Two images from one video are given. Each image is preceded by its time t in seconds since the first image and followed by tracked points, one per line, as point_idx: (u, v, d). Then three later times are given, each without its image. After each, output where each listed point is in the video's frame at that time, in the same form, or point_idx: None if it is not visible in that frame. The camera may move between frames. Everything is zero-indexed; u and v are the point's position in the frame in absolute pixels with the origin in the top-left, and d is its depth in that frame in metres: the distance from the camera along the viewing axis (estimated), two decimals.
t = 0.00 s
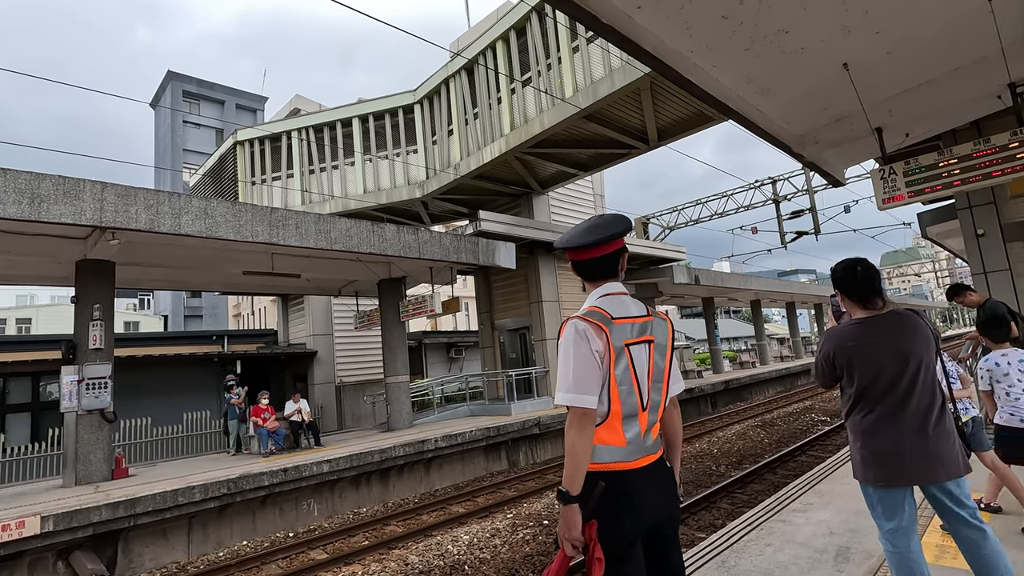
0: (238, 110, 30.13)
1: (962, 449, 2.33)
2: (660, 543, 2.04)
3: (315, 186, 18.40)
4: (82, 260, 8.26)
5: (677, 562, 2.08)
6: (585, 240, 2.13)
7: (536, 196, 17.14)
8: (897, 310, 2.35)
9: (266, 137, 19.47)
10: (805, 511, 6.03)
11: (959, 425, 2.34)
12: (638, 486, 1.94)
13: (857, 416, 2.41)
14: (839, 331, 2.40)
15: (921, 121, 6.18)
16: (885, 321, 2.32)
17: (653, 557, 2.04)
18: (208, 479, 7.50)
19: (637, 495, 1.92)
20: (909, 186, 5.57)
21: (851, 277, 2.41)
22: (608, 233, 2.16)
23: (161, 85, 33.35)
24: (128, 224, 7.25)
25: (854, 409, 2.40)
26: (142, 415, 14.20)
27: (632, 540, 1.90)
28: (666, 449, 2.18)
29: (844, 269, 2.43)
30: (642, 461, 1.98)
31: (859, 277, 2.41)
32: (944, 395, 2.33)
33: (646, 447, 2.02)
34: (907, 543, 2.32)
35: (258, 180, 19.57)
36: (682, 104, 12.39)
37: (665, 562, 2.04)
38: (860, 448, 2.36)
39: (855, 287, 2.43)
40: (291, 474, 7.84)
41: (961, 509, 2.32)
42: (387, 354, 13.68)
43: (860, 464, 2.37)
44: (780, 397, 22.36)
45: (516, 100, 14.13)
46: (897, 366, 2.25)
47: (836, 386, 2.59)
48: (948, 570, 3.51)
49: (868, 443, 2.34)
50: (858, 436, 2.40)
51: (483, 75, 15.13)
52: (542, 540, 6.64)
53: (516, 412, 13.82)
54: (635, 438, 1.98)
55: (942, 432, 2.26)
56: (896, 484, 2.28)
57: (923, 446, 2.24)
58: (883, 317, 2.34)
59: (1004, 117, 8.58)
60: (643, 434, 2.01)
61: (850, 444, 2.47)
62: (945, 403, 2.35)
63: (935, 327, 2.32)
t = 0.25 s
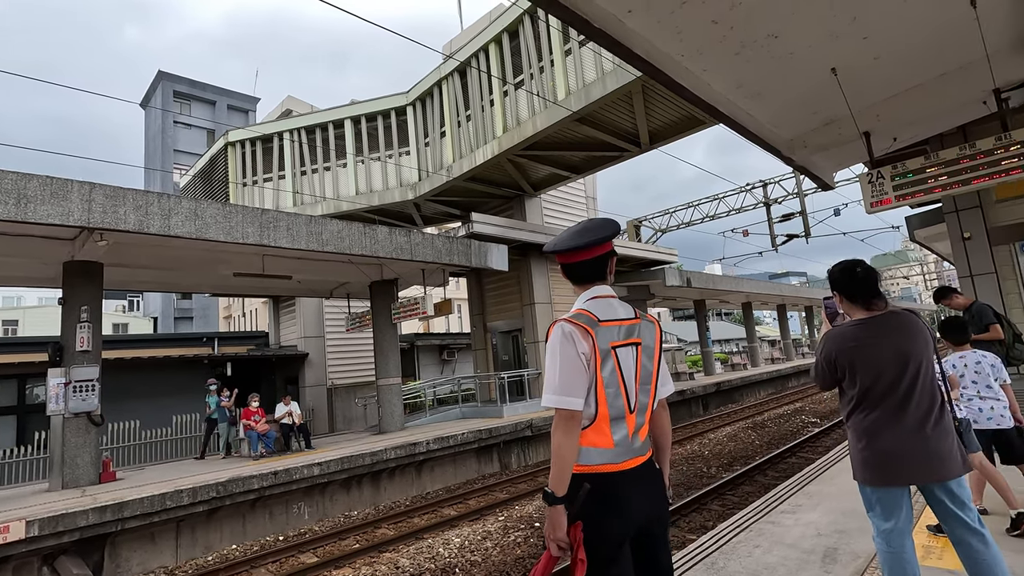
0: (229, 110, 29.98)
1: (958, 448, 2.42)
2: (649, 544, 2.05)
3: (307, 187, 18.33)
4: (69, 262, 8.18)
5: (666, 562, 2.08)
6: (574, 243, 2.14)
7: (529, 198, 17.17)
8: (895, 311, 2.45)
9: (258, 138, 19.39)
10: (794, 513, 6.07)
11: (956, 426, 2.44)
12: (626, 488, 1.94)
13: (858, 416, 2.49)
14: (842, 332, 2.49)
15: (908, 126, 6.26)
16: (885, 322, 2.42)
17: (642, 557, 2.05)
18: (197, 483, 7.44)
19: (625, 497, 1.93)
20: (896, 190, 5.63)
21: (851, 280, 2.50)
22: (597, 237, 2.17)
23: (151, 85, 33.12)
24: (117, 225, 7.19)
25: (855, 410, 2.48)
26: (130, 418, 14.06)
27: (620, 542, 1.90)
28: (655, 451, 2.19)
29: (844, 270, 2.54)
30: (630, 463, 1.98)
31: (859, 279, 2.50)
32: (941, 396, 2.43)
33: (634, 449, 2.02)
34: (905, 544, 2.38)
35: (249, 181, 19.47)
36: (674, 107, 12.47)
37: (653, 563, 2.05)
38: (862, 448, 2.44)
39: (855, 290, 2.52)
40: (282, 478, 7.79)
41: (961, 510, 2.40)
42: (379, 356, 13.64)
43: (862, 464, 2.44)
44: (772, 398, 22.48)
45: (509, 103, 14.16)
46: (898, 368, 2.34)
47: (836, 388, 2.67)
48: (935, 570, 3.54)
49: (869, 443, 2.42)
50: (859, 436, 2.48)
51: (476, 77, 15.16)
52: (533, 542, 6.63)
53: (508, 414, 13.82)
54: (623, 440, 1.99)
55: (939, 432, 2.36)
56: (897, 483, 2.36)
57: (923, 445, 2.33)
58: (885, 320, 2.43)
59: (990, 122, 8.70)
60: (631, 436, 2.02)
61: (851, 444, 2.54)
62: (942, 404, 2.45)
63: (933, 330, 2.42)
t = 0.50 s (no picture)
0: (222, 110, 29.85)
1: (953, 447, 2.52)
2: (636, 544, 2.06)
3: (300, 187, 18.28)
4: (59, 262, 8.12)
5: (653, 563, 2.10)
6: (562, 246, 2.16)
7: (522, 199, 17.20)
8: (888, 313, 2.57)
9: (250, 137, 19.31)
10: (783, 513, 6.11)
11: (950, 425, 2.54)
12: (612, 489, 1.96)
13: (856, 418, 2.58)
14: (838, 336, 2.59)
15: (897, 129, 6.33)
16: (880, 325, 2.53)
17: (629, 558, 2.06)
18: (187, 484, 7.41)
19: (611, 498, 1.95)
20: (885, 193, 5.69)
21: (844, 283, 2.64)
22: (585, 239, 2.19)
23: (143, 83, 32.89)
24: (107, 225, 7.16)
25: (854, 412, 2.56)
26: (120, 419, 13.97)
27: (606, 542, 1.92)
28: (643, 452, 2.21)
29: (837, 274, 2.66)
30: (616, 464, 2.00)
31: (854, 281, 2.63)
32: (935, 397, 2.53)
33: (620, 450, 2.04)
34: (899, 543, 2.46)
35: (242, 181, 19.40)
36: (667, 109, 12.54)
37: (641, 563, 2.07)
38: (861, 449, 2.51)
39: (850, 293, 2.64)
40: (273, 479, 7.77)
41: (956, 508, 2.48)
42: (371, 357, 13.62)
43: (861, 464, 2.52)
44: (763, 399, 22.60)
45: (503, 104, 14.18)
46: (894, 368, 2.45)
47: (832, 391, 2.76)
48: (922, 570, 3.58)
49: (868, 443, 2.50)
50: (857, 437, 2.56)
51: (470, 78, 15.18)
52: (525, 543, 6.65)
53: (501, 415, 13.83)
54: (609, 441, 2.01)
55: (935, 431, 2.45)
56: (896, 482, 2.44)
57: (921, 444, 2.42)
58: (880, 323, 2.53)
59: (977, 125, 8.80)
60: (617, 437, 2.04)
61: (850, 446, 2.62)
62: (935, 404, 2.55)
63: (925, 332, 2.53)
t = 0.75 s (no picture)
0: (214, 109, 29.67)
1: (937, 448, 2.57)
2: (619, 545, 2.08)
3: (292, 187, 18.21)
4: (47, 261, 8.07)
5: (636, 563, 2.12)
6: (548, 248, 2.17)
7: (516, 200, 17.22)
8: (874, 317, 2.62)
9: (243, 136, 19.23)
10: (770, 514, 6.17)
11: (935, 427, 2.59)
12: (597, 490, 1.98)
13: (843, 421, 2.63)
14: (826, 339, 2.63)
15: (885, 133, 6.39)
16: (866, 329, 2.58)
17: (612, 558, 2.08)
18: (177, 485, 7.38)
19: (595, 500, 1.97)
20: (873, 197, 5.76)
21: (830, 287, 2.68)
22: (572, 242, 2.19)
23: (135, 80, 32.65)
24: (96, 224, 7.11)
25: (841, 414, 2.61)
26: (109, 419, 13.87)
27: (590, 543, 1.94)
28: (628, 454, 2.23)
29: (823, 277, 2.70)
30: (601, 466, 2.02)
31: (838, 284, 2.68)
32: (920, 399, 2.58)
33: (605, 452, 2.06)
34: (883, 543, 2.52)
35: (234, 180, 19.31)
36: (659, 111, 12.60)
37: (623, 563, 2.09)
38: (848, 450, 2.56)
39: (834, 296, 2.68)
40: (263, 479, 7.76)
41: (940, 508, 2.53)
42: (363, 358, 13.60)
43: (848, 466, 2.56)
44: (755, 400, 22.72)
45: (496, 105, 14.20)
46: (880, 372, 2.49)
47: (819, 393, 2.81)
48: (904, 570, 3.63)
49: (855, 446, 2.54)
50: (844, 439, 2.60)
51: (463, 79, 15.18)
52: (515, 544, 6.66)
53: (493, 416, 13.84)
54: (594, 443, 2.03)
55: (920, 433, 2.50)
56: (882, 483, 2.48)
57: (906, 446, 2.47)
58: (864, 325, 2.59)
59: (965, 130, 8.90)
60: (602, 439, 2.06)
61: (836, 447, 2.67)
62: (921, 406, 2.59)
63: (910, 335, 2.58)
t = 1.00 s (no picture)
0: (207, 109, 29.53)
1: (914, 451, 2.62)
2: (602, 548, 2.09)
3: (284, 188, 18.15)
4: (34, 261, 8.00)
5: (619, 567, 2.13)
6: (533, 253, 2.19)
7: (508, 202, 17.25)
8: (852, 322, 2.67)
9: (234, 137, 19.15)
10: (758, 516, 6.20)
11: (912, 429, 2.64)
12: (579, 494, 1.99)
13: (821, 424, 2.67)
14: (805, 343, 2.67)
15: (873, 138, 6.46)
16: (844, 333, 2.62)
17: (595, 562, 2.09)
18: (165, 488, 7.33)
19: (578, 504, 1.98)
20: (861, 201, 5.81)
21: (811, 292, 2.71)
22: (556, 246, 2.22)
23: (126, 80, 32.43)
24: (84, 224, 7.07)
25: (820, 417, 2.65)
26: (97, 421, 13.75)
27: (573, 546, 1.95)
28: (611, 457, 2.25)
29: (803, 282, 2.75)
30: (584, 470, 2.04)
31: (818, 289, 2.72)
32: (897, 402, 2.63)
33: (588, 456, 2.07)
34: (861, 545, 2.56)
35: (225, 181, 19.21)
36: (651, 115, 12.66)
37: (606, 567, 2.10)
38: (827, 453, 2.60)
39: (814, 301, 2.72)
40: (252, 482, 7.72)
41: (917, 511, 2.57)
42: (355, 360, 13.56)
43: (827, 468, 2.60)
44: (746, 403, 22.84)
45: (489, 107, 14.22)
46: (857, 375, 2.54)
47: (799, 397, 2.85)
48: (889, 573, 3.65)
49: (833, 449, 2.59)
50: (823, 442, 2.64)
51: (456, 81, 15.20)
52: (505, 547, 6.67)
53: (485, 418, 13.83)
54: (577, 447, 2.04)
55: (896, 436, 2.54)
56: (860, 486, 2.52)
57: (883, 449, 2.51)
58: (842, 330, 2.63)
59: (951, 136, 9.02)
60: (585, 443, 2.08)
61: (815, 450, 2.71)
62: (898, 409, 2.64)
63: (887, 339, 2.63)
